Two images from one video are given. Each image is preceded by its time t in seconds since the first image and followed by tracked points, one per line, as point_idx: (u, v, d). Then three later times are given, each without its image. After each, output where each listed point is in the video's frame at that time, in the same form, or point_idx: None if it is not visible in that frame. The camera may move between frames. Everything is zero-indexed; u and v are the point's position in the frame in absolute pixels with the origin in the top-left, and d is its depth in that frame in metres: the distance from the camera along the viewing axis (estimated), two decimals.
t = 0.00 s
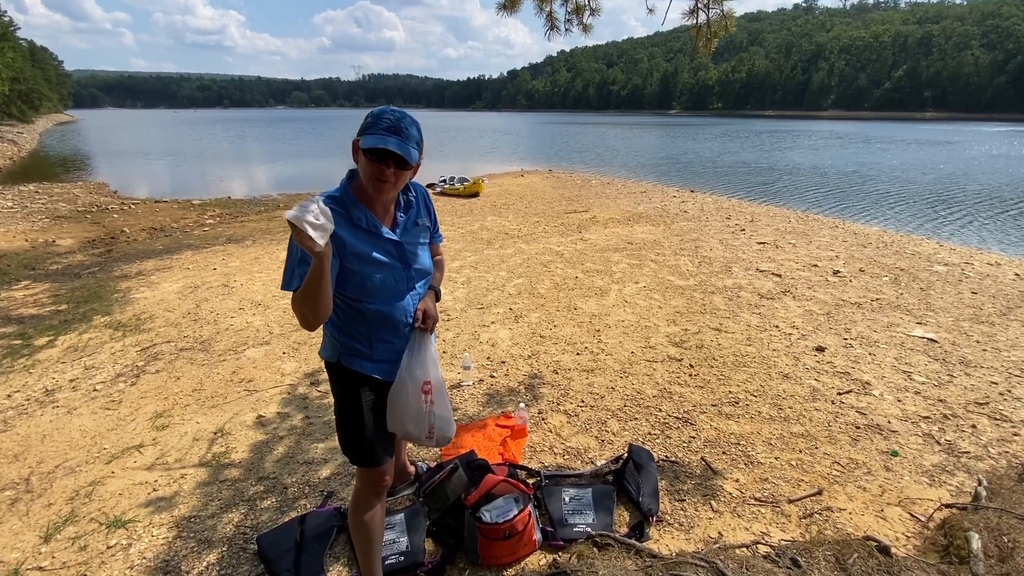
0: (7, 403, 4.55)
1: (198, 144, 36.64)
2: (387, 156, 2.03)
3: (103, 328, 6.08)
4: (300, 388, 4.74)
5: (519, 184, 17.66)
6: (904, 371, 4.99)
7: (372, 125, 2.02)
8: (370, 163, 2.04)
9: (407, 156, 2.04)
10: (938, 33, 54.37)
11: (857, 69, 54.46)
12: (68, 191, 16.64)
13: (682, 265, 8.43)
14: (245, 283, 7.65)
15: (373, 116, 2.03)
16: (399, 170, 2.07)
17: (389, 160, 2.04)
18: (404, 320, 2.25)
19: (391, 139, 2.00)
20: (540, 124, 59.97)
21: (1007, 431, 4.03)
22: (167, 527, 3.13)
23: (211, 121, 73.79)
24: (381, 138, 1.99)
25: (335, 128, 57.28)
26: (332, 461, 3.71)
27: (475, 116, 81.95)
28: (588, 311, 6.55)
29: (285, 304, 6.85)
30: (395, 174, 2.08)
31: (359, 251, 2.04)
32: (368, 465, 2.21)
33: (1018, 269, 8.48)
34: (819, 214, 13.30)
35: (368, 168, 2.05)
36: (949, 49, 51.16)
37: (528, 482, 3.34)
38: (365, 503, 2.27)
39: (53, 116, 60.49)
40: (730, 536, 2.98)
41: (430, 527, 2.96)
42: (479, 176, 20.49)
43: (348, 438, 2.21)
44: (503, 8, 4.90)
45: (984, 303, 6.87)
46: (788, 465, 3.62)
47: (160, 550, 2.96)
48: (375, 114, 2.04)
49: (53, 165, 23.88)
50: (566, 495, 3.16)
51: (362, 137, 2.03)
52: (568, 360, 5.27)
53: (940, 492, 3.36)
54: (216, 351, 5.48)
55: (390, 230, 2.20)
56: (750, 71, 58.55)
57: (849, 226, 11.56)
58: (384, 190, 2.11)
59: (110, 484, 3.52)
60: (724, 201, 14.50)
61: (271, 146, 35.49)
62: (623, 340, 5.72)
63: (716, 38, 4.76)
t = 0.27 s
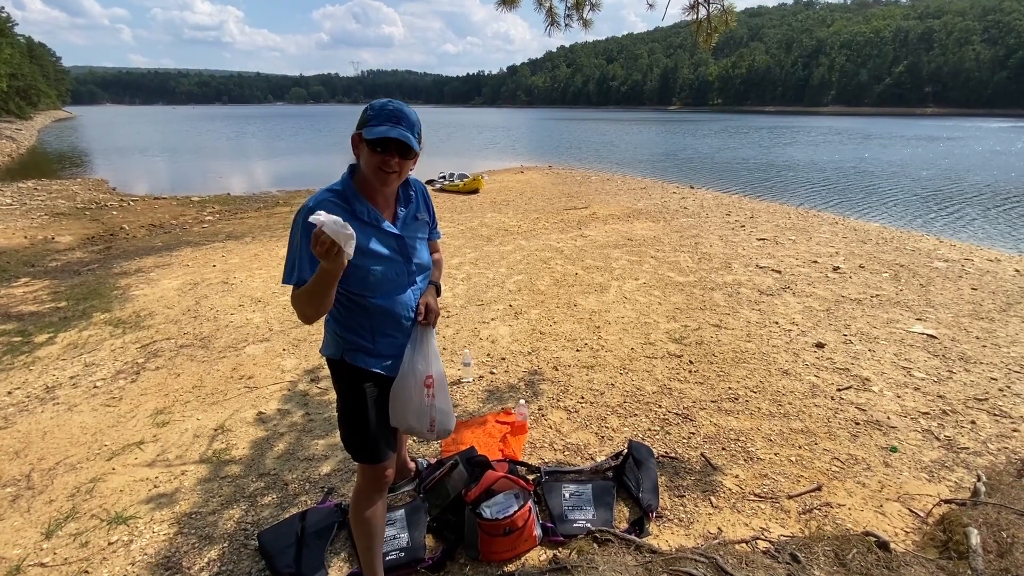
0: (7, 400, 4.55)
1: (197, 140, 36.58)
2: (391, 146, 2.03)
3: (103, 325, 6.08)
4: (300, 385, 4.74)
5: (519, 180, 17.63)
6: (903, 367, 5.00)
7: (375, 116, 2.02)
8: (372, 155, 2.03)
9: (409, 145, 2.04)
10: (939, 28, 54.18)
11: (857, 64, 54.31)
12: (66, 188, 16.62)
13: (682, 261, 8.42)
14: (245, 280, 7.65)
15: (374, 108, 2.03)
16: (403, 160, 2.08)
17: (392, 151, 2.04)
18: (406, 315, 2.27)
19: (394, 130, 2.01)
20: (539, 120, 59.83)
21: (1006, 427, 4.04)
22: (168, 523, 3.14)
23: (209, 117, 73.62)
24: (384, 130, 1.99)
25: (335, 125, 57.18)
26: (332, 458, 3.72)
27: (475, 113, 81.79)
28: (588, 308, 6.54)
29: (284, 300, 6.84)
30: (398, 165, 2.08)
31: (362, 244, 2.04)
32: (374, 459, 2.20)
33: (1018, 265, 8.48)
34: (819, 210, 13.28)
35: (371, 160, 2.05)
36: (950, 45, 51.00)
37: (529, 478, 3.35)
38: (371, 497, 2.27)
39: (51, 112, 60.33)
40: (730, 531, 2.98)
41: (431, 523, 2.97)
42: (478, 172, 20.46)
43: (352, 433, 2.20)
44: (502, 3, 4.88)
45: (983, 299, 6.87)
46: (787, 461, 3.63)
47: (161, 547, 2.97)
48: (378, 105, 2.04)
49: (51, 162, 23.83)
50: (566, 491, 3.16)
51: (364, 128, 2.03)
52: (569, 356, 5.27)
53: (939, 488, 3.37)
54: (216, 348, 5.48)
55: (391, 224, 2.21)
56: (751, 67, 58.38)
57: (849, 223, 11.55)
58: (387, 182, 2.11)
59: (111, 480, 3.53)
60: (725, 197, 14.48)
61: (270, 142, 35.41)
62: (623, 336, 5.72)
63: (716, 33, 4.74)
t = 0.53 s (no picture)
0: (9, 397, 4.57)
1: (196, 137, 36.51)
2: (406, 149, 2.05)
3: (103, 322, 6.09)
4: (301, 382, 4.75)
5: (519, 178, 17.62)
6: (903, 363, 5.01)
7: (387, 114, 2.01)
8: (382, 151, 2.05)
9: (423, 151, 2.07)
10: (940, 24, 53.98)
11: (858, 60, 54.18)
12: (66, 185, 16.60)
13: (682, 258, 8.43)
14: (245, 277, 7.65)
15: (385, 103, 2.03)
16: (413, 164, 2.10)
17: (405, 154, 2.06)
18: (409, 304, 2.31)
19: (407, 130, 2.02)
20: (539, 116, 59.67)
21: (1005, 422, 4.05)
22: (170, 519, 3.15)
23: (208, 115, 73.46)
24: (397, 128, 2.00)
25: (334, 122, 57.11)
26: (334, 454, 3.73)
27: (474, 109, 81.67)
28: (588, 305, 6.55)
29: (284, 298, 6.85)
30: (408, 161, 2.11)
31: (369, 236, 2.07)
32: (384, 446, 2.21)
33: (1018, 261, 8.48)
34: (820, 206, 13.28)
35: (384, 158, 2.06)
36: (951, 41, 50.83)
37: (529, 474, 3.36)
38: (380, 484, 2.28)
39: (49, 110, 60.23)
40: (729, 526, 3.00)
41: (432, 518, 2.98)
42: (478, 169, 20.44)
43: (361, 426, 2.20)
44: None
45: (983, 295, 6.88)
46: (787, 456, 3.64)
47: (164, 543, 2.98)
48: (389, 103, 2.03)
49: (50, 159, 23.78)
50: (567, 486, 3.18)
51: (374, 124, 2.02)
52: (569, 353, 5.28)
53: (938, 482, 3.38)
54: (217, 345, 5.49)
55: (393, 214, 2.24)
56: (751, 63, 58.24)
57: (849, 219, 11.54)
58: (395, 177, 2.14)
59: (113, 477, 3.54)
60: (725, 194, 14.47)
61: (270, 140, 35.34)
62: (623, 333, 5.73)
63: (716, 29, 4.74)
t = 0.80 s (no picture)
0: (10, 394, 4.59)
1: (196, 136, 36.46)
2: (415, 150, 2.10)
3: (104, 320, 6.10)
4: (302, 378, 4.77)
5: (519, 175, 17.61)
6: (901, 359, 5.02)
7: (398, 114, 2.05)
8: (391, 151, 2.09)
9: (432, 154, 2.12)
10: (941, 21, 53.86)
11: (858, 57, 54.07)
12: (66, 184, 16.60)
13: (682, 255, 8.44)
14: (245, 275, 7.66)
15: (395, 104, 2.06)
16: (422, 167, 2.15)
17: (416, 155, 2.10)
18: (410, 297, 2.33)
19: (418, 132, 2.07)
20: (539, 114, 59.59)
21: (1003, 417, 4.06)
22: (172, 514, 3.17)
23: (207, 113, 73.34)
24: (408, 130, 2.05)
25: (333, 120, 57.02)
26: (334, 449, 3.75)
27: (474, 107, 81.56)
28: (588, 302, 6.57)
29: (285, 295, 6.86)
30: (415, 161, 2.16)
31: (377, 229, 2.10)
32: (388, 440, 2.24)
33: (1017, 257, 8.48)
34: (820, 204, 13.27)
35: (394, 157, 2.10)
36: (952, 38, 50.73)
37: (529, 469, 3.38)
38: (383, 479, 2.31)
39: (48, 108, 60.17)
40: (728, 520, 3.02)
41: (432, 513, 3.00)
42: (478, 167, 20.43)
43: (366, 419, 2.22)
44: None
45: (982, 291, 6.89)
46: (785, 451, 3.66)
47: (166, 537, 3.00)
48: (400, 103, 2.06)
49: (49, 158, 23.76)
50: (567, 481, 3.20)
51: (384, 123, 2.05)
52: (569, 349, 5.30)
53: (936, 476, 3.40)
54: (217, 343, 5.50)
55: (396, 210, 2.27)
56: (751, 60, 58.12)
57: (849, 216, 11.55)
58: (402, 175, 2.17)
59: (115, 473, 3.56)
60: (725, 191, 14.46)
61: (269, 138, 35.30)
62: (622, 329, 5.75)
63: (716, 25, 4.73)
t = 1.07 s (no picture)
0: (12, 391, 4.61)
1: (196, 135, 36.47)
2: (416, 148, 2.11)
3: (105, 318, 6.12)
4: (302, 375, 4.79)
5: (518, 174, 17.61)
6: (900, 355, 5.04)
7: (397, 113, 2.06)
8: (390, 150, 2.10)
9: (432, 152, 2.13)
10: (941, 19, 53.77)
11: (858, 55, 53.99)
12: (66, 183, 16.63)
13: (681, 253, 8.46)
14: (246, 273, 7.68)
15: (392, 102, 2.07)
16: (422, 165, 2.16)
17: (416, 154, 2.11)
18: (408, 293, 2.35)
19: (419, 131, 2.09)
20: (539, 113, 59.57)
21: (1000, 412, 4.08)
22: (173, 509, 3.19)
23: (207, 112, 73.30)
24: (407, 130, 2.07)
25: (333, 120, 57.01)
26: (334, 445, 3.78)
27: (474, 106, 81.51)
28: (587, 299, 6.59)
29: (285, 293, 6.88)
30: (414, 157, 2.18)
31: (376, 226, 2.11)
32: (386, 435, 2.25)
33: (1017, 255, 8.49)
34: (819, 202, 13.28)
35: (394, 155, 2.11)
36: (952, 36, 50.64)
37: (528, 464, 3.40)
38: (380, 473, 2.32)
39: (48, 108, 60.18)
40: (726, 514, 3.04)
41: (432, 507, 3.02)
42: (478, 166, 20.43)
43: (364, 415, 2.23)
44: None
45: (981, 288, 6.90)
46: (783, 446, 3.67)
47: (168, 532, 3.02)
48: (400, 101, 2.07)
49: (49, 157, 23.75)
50: (565, 475, 3.22)
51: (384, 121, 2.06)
52: (568, 346, 5.32)
53: (932, 471, 3.42)
54: (218, 340, 5.53)
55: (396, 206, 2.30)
56: (751, 58, 58.06)
57: (849, 214, 11.55)
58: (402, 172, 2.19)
59: (117, 469, 3.58)
60: (725, 189, 14.47)
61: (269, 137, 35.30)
62: (622, 326, 5.77)
63: (714, 23, 4.73)
